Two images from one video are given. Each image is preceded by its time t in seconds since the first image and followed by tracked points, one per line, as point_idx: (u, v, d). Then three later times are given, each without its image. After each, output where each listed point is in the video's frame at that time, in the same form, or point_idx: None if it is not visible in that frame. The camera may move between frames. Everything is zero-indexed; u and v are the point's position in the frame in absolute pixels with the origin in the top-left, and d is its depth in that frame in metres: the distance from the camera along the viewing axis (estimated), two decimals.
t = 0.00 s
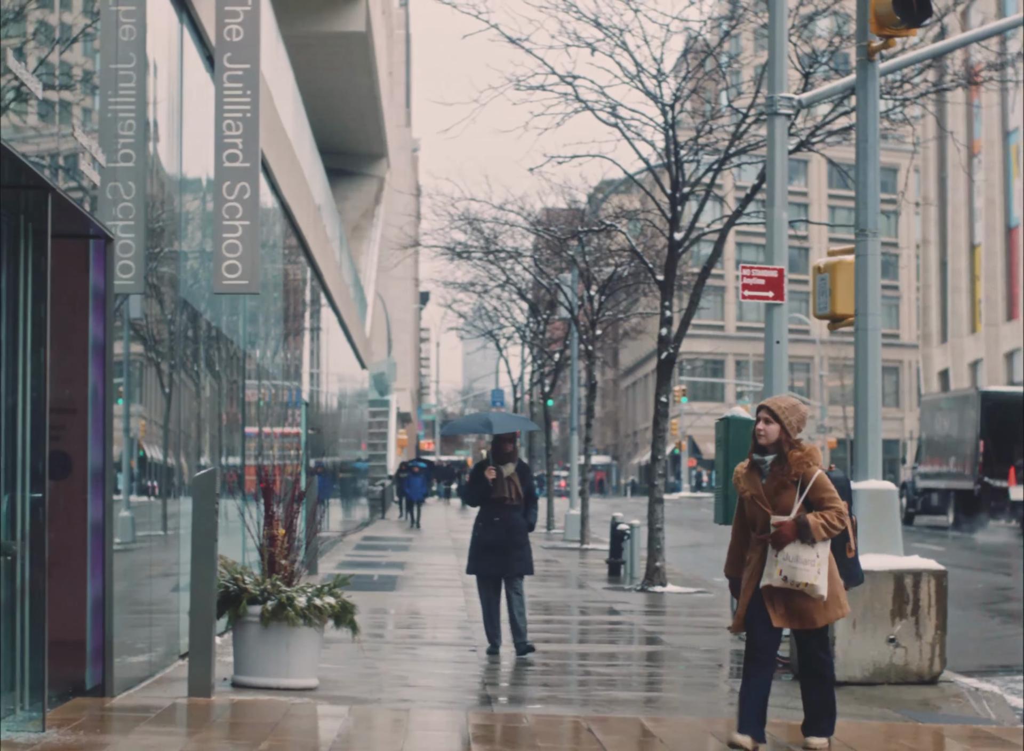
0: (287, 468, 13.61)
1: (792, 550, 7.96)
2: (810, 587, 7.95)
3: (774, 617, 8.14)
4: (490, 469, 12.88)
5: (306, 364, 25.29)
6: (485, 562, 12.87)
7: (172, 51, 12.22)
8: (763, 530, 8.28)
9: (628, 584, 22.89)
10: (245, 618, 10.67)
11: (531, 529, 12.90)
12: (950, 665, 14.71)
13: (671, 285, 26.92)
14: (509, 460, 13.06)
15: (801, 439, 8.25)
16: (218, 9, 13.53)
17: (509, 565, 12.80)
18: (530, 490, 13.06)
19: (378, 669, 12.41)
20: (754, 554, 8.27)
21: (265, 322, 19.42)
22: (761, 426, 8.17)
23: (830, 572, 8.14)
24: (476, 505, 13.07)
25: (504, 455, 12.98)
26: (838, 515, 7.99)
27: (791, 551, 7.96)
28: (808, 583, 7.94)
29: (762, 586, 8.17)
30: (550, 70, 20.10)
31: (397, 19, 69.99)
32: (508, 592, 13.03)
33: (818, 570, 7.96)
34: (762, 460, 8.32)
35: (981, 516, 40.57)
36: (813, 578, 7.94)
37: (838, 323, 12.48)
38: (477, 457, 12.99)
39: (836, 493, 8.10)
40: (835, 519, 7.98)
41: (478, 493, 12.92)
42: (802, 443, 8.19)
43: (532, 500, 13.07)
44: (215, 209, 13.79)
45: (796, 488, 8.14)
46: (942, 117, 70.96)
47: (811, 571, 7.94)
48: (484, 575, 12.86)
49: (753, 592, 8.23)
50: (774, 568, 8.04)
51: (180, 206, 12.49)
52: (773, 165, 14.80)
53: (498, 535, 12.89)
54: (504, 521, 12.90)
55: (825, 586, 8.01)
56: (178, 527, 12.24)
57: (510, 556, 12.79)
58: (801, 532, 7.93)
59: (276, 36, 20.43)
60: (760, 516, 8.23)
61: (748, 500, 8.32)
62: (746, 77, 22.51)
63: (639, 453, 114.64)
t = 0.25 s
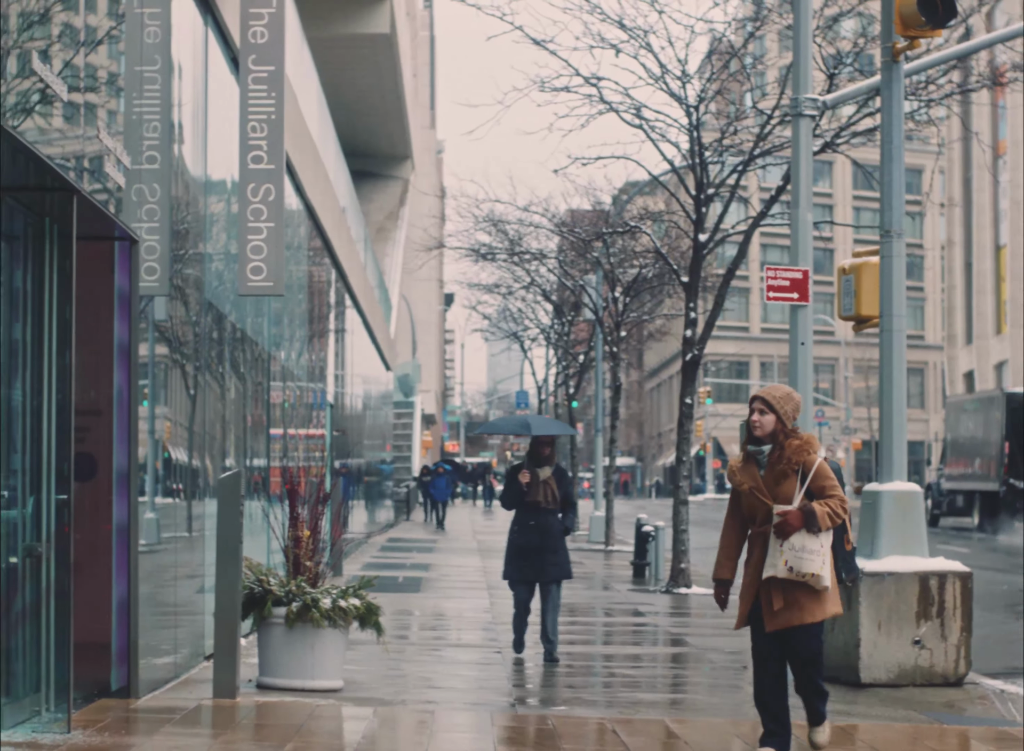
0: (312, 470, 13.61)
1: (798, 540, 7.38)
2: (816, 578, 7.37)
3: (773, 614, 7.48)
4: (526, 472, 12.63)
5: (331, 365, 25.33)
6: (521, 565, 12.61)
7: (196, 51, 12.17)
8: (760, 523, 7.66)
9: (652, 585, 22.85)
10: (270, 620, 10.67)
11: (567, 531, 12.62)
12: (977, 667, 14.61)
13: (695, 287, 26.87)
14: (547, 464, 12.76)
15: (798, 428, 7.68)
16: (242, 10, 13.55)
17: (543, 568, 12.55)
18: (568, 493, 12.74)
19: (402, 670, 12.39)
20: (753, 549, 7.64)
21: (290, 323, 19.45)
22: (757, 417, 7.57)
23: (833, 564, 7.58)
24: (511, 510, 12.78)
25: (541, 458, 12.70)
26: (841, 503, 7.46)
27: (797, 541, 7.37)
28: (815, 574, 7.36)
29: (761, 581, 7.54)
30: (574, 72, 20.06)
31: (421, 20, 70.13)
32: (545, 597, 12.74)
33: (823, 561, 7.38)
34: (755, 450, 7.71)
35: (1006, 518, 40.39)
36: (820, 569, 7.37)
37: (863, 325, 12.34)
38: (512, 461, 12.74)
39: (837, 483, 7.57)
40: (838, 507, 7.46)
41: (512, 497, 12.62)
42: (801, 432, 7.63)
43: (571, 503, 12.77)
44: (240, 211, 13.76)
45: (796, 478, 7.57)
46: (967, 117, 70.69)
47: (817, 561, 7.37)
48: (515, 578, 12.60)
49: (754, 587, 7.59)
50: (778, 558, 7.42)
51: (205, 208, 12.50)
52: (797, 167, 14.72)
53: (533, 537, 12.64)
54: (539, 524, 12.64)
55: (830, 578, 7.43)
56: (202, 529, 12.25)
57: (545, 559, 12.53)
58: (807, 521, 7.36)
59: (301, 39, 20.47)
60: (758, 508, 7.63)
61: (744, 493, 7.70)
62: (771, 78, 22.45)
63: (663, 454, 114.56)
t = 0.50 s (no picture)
0: (336, 473, 13.59)
1: (807, 547, 7.13)
2: (824, 586, 7.11)
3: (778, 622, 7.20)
4: (556, 472, 12.61)
5: (354, 367, 25.35)
6: (554, 566, 12.53)
7: (218, 53, 12.15)
8: (766, 532, 7.39)
9: (675, 588, 22.77)
10: (293, 622, 10.67)
11: (597, 532, 12.56)
12: (1003, 671, 14.51)
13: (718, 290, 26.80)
14: (577, 464, 12.74)
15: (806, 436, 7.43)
16: (266, 14, 13.57)
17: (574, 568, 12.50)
18: (600, 494, 12.70)
19: (425, 672, 12.37)
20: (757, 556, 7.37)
21: (313, 326, 19.44)
22: (766, 423, 7.30)
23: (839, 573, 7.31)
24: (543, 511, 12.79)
25: (571, 459, 12.67)
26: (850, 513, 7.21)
27: (806, 548, 7.12)
28: (823, 581, 7.10)
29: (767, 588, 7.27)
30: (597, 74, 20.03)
31: (444, 22, 70.16)
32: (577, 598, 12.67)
33: (832, 569, 7.13)
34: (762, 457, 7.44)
35: None
36: (828, 576, 7.10)
37: (887, 327, 12.30)
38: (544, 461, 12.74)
39: (846, 492, 7.32)
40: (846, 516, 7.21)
41: (544, 497, 12.62)
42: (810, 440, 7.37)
43: (602, 504, 12.73)
44: (264, 214, 13.74)
45: (806, 486, 7.31)
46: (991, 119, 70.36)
47: (826, 568, 7.11)
48: (557, 578, 12.47)
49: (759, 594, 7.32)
50: (786, 563, 7.16)
51: (229, 212, 12.51)
52: (820, 169, 14.66)
53: (564, 538, 12.58)
54: (570, 524, 12.60)
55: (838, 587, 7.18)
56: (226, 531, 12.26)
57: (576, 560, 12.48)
58: (817, 528, 7.12)
59: (324, 42, 20.48)
60: (765, 516, 7.36)
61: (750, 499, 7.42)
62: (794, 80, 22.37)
63: (686, 457, 114.39)
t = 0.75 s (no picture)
0: (360, 476, 13.58)
1: (816, 546, 6.55)
2: (834, 587, 6.53)
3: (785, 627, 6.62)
4: (584, 478, 12.17)
5: (378, 370, 25.38)
6: (585, 575, 12.07)
7: (241, 55, 12.11)
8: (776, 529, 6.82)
9: (699, 591, 22.70)
10: (317, 625, 10.67)
11: (629, 538, 12.16)
12: None
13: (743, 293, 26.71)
14: (603, 469, 12.30)
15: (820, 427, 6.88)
16: (289, 17, 13.59)
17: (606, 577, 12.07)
18: (627, 498, 12.28)
19: (449, 676, 12.34)
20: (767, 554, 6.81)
21: (337, 329, 19.45)
22: (778, 412, 6.77)
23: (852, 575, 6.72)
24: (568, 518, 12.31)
25: (598, 463, 12.23)
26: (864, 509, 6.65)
27: (815, 547, 6.54)
28: (832, 582, 6.52)
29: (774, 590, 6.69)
30: (621, 77, 20.00)
31: (467, 25, 70.26)
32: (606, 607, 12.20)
33: (844, 570, 6.54)
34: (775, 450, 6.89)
35: None
36: (839, 577, 6.52)
37: (911, 329, 12.29)
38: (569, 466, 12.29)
39: (860, 489, 6.76)
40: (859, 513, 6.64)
41: (571, 504, 12.17)
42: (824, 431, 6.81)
43: (631, 509, 12.30)
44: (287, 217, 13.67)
45: (818, 481, 6.75)
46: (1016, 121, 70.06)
47: (837, 568, 6.52)
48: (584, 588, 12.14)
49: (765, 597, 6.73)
50: (794, 564, 6.59)
51: (252, 215, 12.52)
52: (843, 172, 14.59)
53: (596, 546, 12.13)
54: (602, 532, 12.15)
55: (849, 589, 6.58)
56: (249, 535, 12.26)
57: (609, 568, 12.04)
58: (827, 526, 6.56)
59: (348, 45, 20.50)
60: (774, 512, 6.79)
61: (760, 495, 6.86)
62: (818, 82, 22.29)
63: (710, 460, 114.20)
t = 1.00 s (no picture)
0: (383, 479, 13.59)
1: (821, 556, 6.51)
2: (842, 597, 6.49)
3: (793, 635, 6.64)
4: (611, 475, 12.06)
5: (400, 374, 25.38)
6: (610, 576, 12.01)
7: (264, 60, 12.13)
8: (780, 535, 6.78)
9: (722, 594, 22.63)
10: (339, 628, 10.66)
11: (655, 538, 12.04)
12: None
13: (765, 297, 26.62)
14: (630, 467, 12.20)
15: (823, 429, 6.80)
16: (311, 20, 13.62)
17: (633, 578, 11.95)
18: (653, 498, 12.19)
19: (471, 679, 12.32)
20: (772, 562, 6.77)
21: (359, 332, 19.47)
22: (779, 418, 6.72)
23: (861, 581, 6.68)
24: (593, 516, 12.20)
25: (625, 461, 12.13)
26: (869, 516, 6.58)
27: (820, 557, 6.50)
28: (839, 593, 6.48)
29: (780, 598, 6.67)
30: (643, 80, 19.97)
31: (489, 29, 70.34)
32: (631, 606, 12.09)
33: (851, 578, 6.51)
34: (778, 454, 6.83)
35: None
36: (846, 587, 6.48)
37: (933, 333, 12.22)
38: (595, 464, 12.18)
39: (867, 492, 6.69)
40: (866, 520, 6.57)
41: (596, 502, 12.06)
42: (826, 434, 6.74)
43: (657, 508, 12.20)
44: (310, 220, 13.71)
45: (821, 486, 6.70)
46: None
47: (844, 578, 6.49)
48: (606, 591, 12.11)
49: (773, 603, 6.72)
50: (800, 574, 6.56)
51: (275, 218, 12.53)
52: (866, 175, 14.53)
53: (621, 546, 12.01)
54: (627, 532, 12.03)
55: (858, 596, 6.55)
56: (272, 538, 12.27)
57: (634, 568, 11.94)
58: (831, 535, 6.48)
59: (370, 49, 20.53)
60: (778, 519, 6.74)
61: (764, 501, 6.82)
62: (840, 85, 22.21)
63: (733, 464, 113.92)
